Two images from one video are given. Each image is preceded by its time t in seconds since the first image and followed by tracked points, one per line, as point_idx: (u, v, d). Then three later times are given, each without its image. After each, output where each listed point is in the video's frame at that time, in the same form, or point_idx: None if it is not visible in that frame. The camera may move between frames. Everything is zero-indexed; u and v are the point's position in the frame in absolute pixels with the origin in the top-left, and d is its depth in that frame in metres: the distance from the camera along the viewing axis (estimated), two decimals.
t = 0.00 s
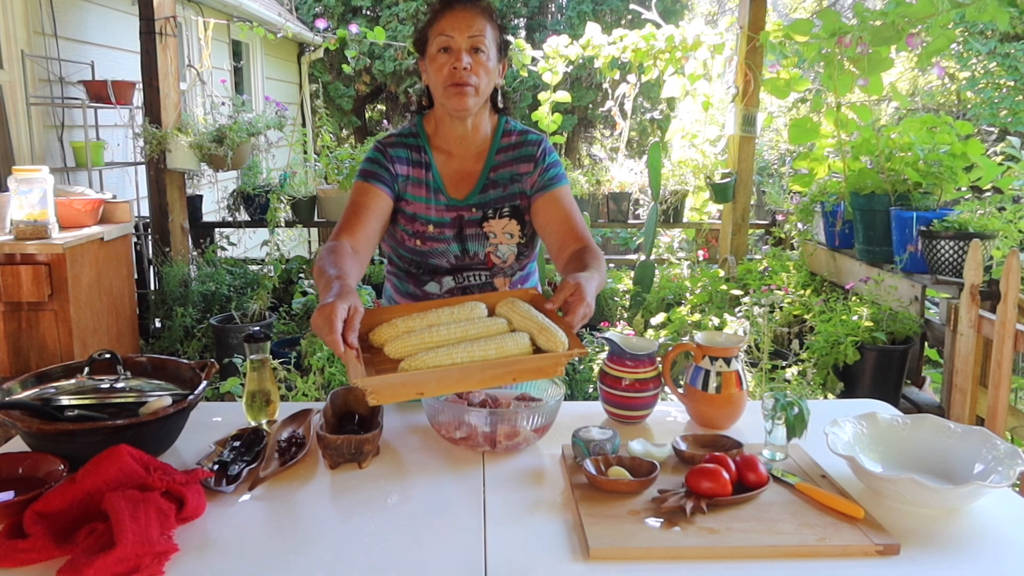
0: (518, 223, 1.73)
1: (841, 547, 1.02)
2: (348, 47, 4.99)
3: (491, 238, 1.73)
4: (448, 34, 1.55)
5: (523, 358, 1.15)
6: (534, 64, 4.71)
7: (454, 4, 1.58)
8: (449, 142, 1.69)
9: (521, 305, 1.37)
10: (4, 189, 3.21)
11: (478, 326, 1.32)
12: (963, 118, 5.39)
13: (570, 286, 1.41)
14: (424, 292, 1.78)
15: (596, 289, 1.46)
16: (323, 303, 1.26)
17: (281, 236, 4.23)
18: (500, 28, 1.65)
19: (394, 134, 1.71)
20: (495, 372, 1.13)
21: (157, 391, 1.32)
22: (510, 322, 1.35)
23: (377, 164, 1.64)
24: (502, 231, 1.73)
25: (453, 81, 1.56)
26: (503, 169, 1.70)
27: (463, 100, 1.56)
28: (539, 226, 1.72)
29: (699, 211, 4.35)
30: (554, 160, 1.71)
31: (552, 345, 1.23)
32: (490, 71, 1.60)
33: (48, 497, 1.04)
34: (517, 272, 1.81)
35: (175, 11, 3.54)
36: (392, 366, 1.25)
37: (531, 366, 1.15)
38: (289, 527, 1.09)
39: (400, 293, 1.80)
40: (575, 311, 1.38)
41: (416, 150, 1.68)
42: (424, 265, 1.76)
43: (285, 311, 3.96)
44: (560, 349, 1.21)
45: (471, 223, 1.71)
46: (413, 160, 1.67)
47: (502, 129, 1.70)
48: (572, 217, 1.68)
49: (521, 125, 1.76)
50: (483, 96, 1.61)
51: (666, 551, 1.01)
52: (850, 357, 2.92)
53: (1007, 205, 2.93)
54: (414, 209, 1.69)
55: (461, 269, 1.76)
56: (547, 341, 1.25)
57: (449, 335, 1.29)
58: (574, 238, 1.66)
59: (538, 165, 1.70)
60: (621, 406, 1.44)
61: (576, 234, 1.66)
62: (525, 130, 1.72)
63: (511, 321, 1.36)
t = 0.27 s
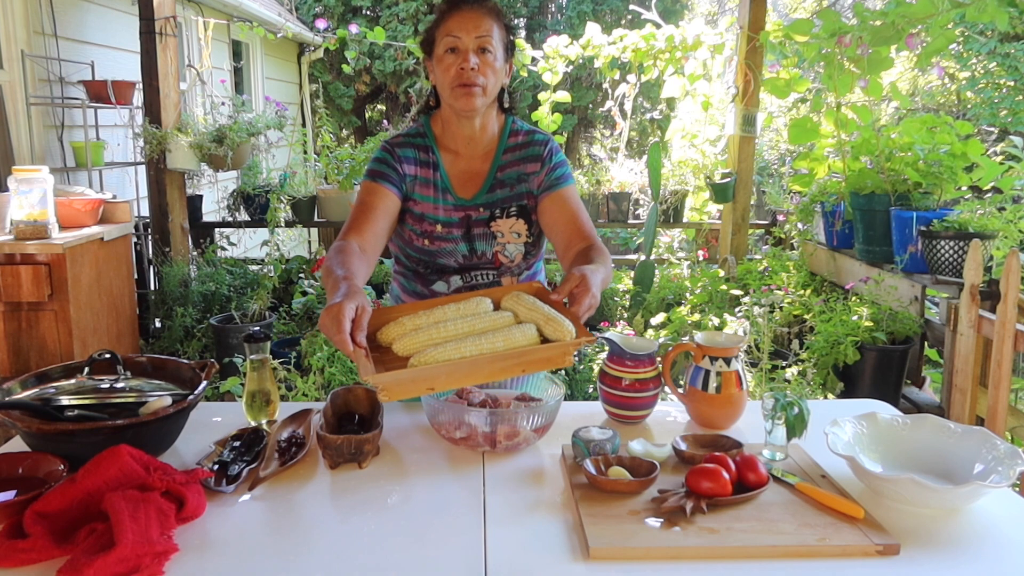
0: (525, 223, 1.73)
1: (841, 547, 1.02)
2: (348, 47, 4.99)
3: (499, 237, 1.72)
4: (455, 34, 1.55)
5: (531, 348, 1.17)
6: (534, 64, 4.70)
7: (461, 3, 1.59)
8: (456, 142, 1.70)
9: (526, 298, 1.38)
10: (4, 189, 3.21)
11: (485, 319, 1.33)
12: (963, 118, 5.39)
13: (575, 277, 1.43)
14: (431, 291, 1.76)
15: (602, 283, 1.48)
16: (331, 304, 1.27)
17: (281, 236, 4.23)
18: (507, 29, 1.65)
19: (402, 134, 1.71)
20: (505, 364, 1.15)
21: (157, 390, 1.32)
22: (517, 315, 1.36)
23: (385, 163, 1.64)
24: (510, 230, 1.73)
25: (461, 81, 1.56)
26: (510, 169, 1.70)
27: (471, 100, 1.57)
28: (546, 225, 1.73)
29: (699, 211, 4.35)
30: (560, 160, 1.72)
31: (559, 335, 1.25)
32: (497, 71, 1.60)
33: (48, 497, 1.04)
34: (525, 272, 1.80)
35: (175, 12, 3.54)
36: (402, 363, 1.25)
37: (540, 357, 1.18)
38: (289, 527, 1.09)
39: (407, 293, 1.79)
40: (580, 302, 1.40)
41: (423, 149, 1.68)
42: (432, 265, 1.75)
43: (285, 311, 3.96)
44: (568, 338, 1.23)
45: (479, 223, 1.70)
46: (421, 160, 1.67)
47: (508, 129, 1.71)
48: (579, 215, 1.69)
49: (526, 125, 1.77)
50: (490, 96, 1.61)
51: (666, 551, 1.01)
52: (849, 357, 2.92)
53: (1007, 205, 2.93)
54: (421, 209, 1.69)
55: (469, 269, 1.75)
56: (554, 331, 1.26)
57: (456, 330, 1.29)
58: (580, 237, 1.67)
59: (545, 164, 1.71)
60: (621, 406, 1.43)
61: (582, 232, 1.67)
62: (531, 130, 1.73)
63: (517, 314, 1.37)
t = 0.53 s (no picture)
0: (531, 221, 1.74)
1: (841, 547, 1.02)
2: (348, 47, 4.99)
3: (505, 236, 1.73)
4: (460, 36, 1.56)
5: (546, 343, 1.18)
6: (533, 64, 4.70)
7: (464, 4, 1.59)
8: (461, 141, 1.70)
9: (537, 292, 1.38)
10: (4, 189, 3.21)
11: (499, 315, 1.32)
12: (963, 118, 5.39)
13: (585, 271, 1.46)
14: (438, 290, 1.77)
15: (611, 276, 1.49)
16: (346, 306, 1.27)
17: (281, 236, 4.23)
18: (511, 28, 1.66)
19: (407, 134, 1.71)
20: (520, 359, 1.17)
21: (157, 391, 1.32)
22: (529, 310, 1.36)
23: (391, 164, 1.64)
24: (516, 228, 1.73)
25: (465, 82, 1.57)
26: (515, 168, 1.70)
27: (475, 101, 1.57)
28: (551, 223, 1.73)
29: (699, 211, 4.34)
30: (565, 158, 1.72)
31: (574, 327, 1.26)
32: (501, 71, 1.61)
33: (48, 497, 1.04)
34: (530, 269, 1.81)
35: (175, 12, 3.55)
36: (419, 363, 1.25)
37: (554, 350, 1.19)
38: (289, 528, 1.09)
39: (413, 292, 1.79)
40: (592, 295, 1.42)
41: (429, 150, 1.68)
42: (439, 263, 1.75)
43: (285, 311, 3.96)
44: (583, 331, 1.24)
45: (486, 221, 1.71)
46: (426, 160, 1.67)
47: (513, 128, 1.71)
48: (583, 213, 1.69)
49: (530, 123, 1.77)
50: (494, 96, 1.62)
51: (666, 551, 1.01)
52: (849, 357, 2.92)
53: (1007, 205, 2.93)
54: (428, 209, 1.69)
55: (475, 267, 1.76)
56: (568, 325, 1.27)
57: (471, 327, 1.29)
58: (585, 234, 1.67)
59: (550, 162, 1.71)
60: (621, 406, 1.43)
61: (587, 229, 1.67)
62: (535, 129, 1.73)
63: (529, 307, 1.36)
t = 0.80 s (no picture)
0: (533, 219, 1.74)
1: (841, 547, 1.02)
2: (348, 47, 4.98)
3: (508, 234, 1.73)
4: (460, 36, 1.56)
5: (558, 339, 1.19)
6: (534, 64, 4.70)
7: (463, 5, 1.59)
8: (462, 141, 1.70)
9: (546, 291, 1.38)
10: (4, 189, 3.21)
11: (508, 314, 1.33)
12: (963, 118, 5.38)
13: (592, 266, 1.45)
14: (441, 289, 1.77)
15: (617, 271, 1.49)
16: (357, 307, 1.27)
17: (281, 236, 4.23)
18: (511, 28, 1.66)
19: (408, 135, 1.71)
20: (533, 355, 1.17)
21: (157, 390, 1.32)
22: (537, 307, 1.36)
23: (393, 166, 1.64)
24: (519, 227, 1.73)
25: (465, 83, 1.57)
26: (517, 167, 1.71)
27: (476, 103, 1.57)
28: (554, 221, 1.74)
29: (699, 211, 4.34)
30: (566, 156, 1.73)
31: (584, 323, 1.27)
32: (501, 72, 1.61)
33: (48, 497, 1.04)
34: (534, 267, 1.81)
35: (175, 12, 3.55)
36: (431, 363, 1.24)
37: (567, 346, 1.20)
38: (288, 527, 1.09)
39: (417, 292, 1.78)
40: (599, 291, 1.42)
41: (430, 150, 1.68)
42: (442, 263, 1.75)
43: (285, 311, 3.96)
44: (593, 327, 1.25)
45: (488, 220, 1.71)
46: (428, 161, 1.67)
47: (513, 128, 1.72)
48: (585, 210, 1.70)
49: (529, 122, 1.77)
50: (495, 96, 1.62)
51: (666, 551, 1.01)
52: (849, 357, 2.92)
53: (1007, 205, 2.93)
54: (431, 210, 1.69)
55: (478, 266, 1.76)
56: (578, 321, 1.28)
57: (481, 326, 1.29)
58: (587, 231, 1.68)
59: (551, 161, 1.71)
60: (621, 406, 1.43)
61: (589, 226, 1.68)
62: (535, 128, 1.74)
63: (538, 306, 1.36)
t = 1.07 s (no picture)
0: (528, 219, 1.74)
1: (841, 547, 1.02)
2: (348, 47, 4.98)
3: (502, 234, 1.73)
4: (455, 38, 1.55)
5: (552, 345, 1.19)
6: (534, 64, 4.70)
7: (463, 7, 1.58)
8: (457, 141, 1.70)
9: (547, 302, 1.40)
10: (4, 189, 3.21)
11: (506, 319, 1.34)
12: (963, 118, 5.38)
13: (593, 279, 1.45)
14: (435, 288, 1.76)
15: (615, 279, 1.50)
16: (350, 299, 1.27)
17: (281, 236, 4.23)
18: (506, 29, 1.66)
19: (402, 134, 1.71)
20: (524, 358, 1.19)
21: (157, 390, 1.32)
22: (536, 316, 1.37)
23: (388, 166, 1.64)
24: (513, 227, 1.73)
25: (461, 85, 1.57)
26: (511, 167, 1.71)
27: (472, 105, 1.57)
28: (550, 221, 1.73)
29: (699, 211, 4.34)
30: (561, 156, 1.73)
31: (580, 331, 1.27)
32: (496, 73, 1.61)
33: (47, 497, 1.04)
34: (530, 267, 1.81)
35: (175, 12, 3.55)
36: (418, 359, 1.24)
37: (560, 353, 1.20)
38: (288, 527, 1.09)
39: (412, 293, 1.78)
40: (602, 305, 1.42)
41: (424, 150, 1.68)
42: (434, 263, 1.74)
43: (285, 311, 3.95)
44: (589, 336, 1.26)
45: (481, 220, 1.71)
46: (423, 160, 1.67)
47: (507, 128, 1.71)
48: (582, 208, 1.70)
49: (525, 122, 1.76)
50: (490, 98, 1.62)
51: (666, 551, 1.01)
52: (850, 357, 2.93)
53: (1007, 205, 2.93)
54: (423, 208, 1.69)
55: (472, 266, 1.75)
56: (574, 329, 1.28)
57: (478, 326, 1.30)
58: (584, 230, 1.69)
59: (546, 160, 1.71)
60: (622, 406, 1.43)
61: (585, 225, 1.69)
62: (531, 128, 1.73)
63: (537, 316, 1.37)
